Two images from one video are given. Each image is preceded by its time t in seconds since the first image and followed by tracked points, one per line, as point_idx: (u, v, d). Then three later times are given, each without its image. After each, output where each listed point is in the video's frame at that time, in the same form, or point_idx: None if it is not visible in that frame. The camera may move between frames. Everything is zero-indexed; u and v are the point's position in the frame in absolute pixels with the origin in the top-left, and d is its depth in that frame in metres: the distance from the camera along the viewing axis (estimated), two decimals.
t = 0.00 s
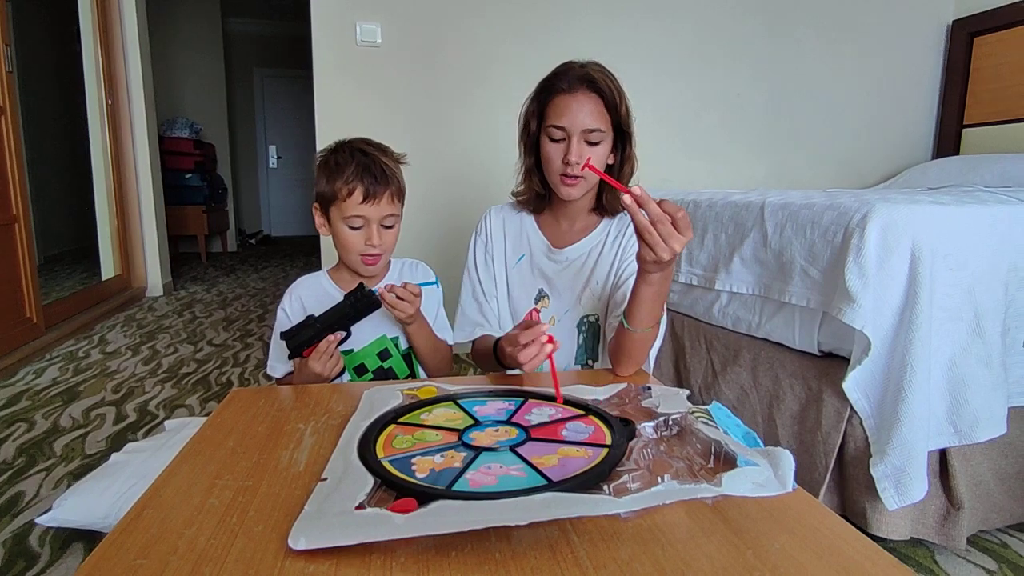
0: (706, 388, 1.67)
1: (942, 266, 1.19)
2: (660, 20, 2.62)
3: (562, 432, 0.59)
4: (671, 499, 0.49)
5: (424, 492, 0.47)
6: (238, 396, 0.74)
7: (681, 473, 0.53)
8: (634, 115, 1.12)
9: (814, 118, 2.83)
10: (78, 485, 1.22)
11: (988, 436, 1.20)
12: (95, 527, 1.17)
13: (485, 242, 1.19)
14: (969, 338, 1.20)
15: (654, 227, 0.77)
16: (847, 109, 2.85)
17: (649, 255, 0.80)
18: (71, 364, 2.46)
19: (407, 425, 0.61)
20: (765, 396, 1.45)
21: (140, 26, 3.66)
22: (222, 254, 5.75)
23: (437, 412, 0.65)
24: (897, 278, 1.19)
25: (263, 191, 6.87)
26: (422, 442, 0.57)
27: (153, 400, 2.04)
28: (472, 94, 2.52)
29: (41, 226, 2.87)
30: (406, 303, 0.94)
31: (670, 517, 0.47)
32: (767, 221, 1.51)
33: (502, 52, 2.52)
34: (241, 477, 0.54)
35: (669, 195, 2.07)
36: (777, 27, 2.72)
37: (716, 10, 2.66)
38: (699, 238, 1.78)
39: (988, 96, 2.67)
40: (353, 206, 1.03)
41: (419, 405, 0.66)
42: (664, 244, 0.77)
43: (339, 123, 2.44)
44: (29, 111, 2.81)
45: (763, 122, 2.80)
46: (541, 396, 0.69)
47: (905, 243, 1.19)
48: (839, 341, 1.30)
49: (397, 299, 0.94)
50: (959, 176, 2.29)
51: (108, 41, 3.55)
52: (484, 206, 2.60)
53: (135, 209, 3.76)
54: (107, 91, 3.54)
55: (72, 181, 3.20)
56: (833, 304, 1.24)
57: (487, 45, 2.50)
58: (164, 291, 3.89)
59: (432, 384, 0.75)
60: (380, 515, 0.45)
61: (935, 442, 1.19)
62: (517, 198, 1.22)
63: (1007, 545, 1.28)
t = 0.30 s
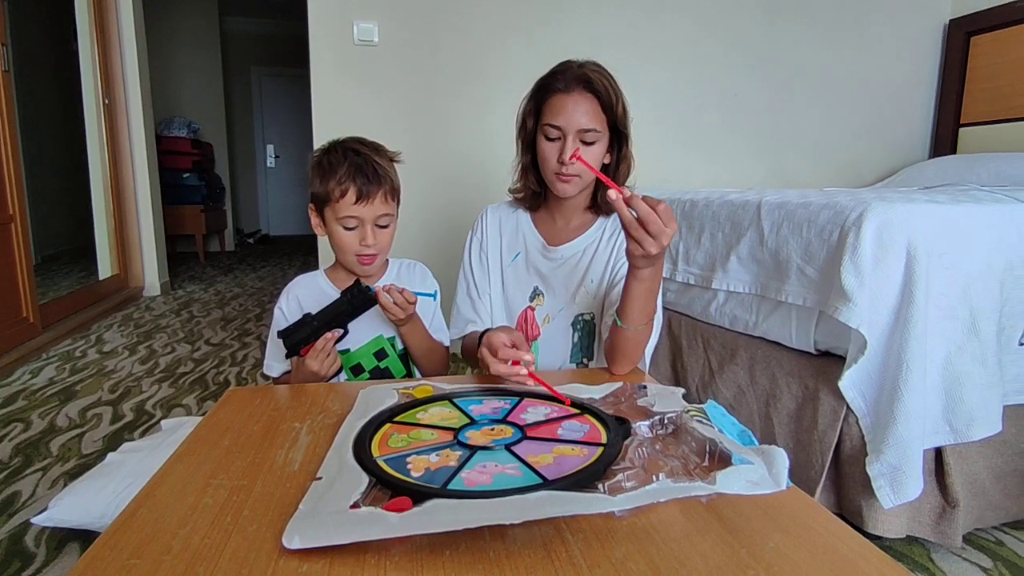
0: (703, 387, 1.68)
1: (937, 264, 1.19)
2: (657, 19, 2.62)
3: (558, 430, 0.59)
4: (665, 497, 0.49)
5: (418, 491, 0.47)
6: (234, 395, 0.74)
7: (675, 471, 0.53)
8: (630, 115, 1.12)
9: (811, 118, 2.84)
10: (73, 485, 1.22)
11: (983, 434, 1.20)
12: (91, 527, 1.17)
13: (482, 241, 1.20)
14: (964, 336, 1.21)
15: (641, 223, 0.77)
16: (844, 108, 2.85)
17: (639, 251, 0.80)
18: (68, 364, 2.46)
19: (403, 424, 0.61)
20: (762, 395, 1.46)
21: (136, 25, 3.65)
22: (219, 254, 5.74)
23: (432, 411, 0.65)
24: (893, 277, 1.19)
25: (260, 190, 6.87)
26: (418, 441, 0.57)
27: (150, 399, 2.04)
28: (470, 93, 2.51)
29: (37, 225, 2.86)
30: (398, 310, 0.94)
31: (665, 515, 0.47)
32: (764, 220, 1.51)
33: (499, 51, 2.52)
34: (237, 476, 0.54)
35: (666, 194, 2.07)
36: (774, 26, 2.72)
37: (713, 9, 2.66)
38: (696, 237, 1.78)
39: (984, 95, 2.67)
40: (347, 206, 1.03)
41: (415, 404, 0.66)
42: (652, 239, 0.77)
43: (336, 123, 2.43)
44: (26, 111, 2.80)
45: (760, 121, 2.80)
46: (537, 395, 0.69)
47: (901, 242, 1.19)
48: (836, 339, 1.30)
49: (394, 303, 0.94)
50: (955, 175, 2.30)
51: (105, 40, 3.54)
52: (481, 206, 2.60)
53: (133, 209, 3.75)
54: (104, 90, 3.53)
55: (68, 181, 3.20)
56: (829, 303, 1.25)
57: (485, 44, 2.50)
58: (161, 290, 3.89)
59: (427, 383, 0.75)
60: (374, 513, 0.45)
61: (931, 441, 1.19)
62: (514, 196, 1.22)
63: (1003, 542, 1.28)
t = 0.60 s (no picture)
0: (701, 386, 1.68)
1: (936, 264, 1.19)
2: (655, 19, 2.63)
3: (556, 430, 0.59)
4: (663, 496, 0.49)
5: (417, 490, 0.47)
6: (233, 395, 0.74)
7: (674, 470, 0.53)
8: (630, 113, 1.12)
9: (809, 117, 2.84)
10: (72, 485, 1.22)
11: (981, 433, 1.21)
12: (89, 527, 1.17)
13: (482, 241, 1.20)
14: (962, 335, 1.21)
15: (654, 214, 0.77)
16: (842, 108, 2.86)
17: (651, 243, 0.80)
18: (66, 364, 2.46)
19: (401, 423, 0.61)
20: (760, 394, 1.46)
21: (135, 25, 3.65)
22: (218, 253, 5.74)
23: (431, 411, 0.65)
24: (891, 275, 1.20)
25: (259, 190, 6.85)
26: (416, 441, 0.57)
27: (149, 399, 2.04)
28: (468, 92, 2.51)
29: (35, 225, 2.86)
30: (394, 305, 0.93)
31: (662, 514, 0.48)
32: (762, 219, 1.51)
33: (497, 50, 2.51)
34: (235, 476, 0.54)
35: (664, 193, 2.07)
36: (772, 26, 2.73)
37: (711, 8, 2.66)
38: (695, 236, 1.78)
39: (981, 95, 2.67)
40: (345, 207, 1.03)
41: (413, 404, 0.66)
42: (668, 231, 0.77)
43: (334, 122, 2.43)
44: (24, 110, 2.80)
45: (758, 120, 2.81)
46: (535, 395, 0.69)
47: (899, 241, 1.20)
48: (834, 338, 1.30)
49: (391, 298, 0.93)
50: (953, 174, 2.30)
51: (103, 39, 3.54)
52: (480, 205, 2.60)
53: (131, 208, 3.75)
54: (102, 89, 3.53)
55: (66, 180, 3.19)
56: (828, 302, 1.25)
57: (483, 43, 2.50)
58: (160, 290, 3.88)
59: (426, 383, 0.75)
60: (372, 513, 0.45)
61: (928, 439, 1.20)
62: (515, 195, 1.22)
63: (1000, 541, 1.29)
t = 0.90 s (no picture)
0: (700, 385, 1.68)
1: (934, 263, 1.19)
2: (654, 18, 2.63)
3: (555, 430, 0.59)
4: (662, 496, 0.49)
5: (416, 491, 0.47)
6: (232, 395, 0.74)
7: (673, 470, 0.53)
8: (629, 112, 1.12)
9: (808, 117, 2.84)
10: (71, 485, 1.22)
11: (979, 432, 1.21)
12: (88, 528, 1.17)
13: (480, 242, 1.21)
14: (960, 335, 1.21)
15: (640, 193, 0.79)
16: (841, 107, 2.86)
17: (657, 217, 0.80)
18: (65, 364, 2.46)
19: (401, 424, 0.61)
20: (759, 394, 1.46)
21: (133, 25, 3.64)
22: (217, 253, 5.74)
23: (430, 411, 0.65)
24: (889, 275, 1.20)
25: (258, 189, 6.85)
26: (415, 441, 0.57)
27: (148, 399, 2.04)
28: (467, 92, 2.51)
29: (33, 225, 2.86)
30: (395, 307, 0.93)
31: (662, 514, 0.48)
32: (760, 219, 1.52)
33: (496, 51, 2.51)
34: (236, 476, 0.54)
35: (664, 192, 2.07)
36: (771, 26, 2.73)
37: (709, 9, 2.66)
38: (694, 236, 1.78)
39: (980, 95, 2.68)
40: (343, 209, 1.03)
41: (413, 404, 0.66)
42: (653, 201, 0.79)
43: (333, 123, 2.43)
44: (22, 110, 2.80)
45: (757, 120, 2.81)
46: (535, 395, 0.69)
47: (898, 241, 1.20)
48: (833, 338, 1.31)
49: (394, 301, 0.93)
50: (951, 174, 2.30)
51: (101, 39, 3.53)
52: (479, 204, 2.60)
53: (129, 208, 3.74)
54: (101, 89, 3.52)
55: (64, 180, 3.19)
56: (826, 302, 1.25)
57: (482, 43, 2.50)
58: (159, 290, 3.88)
59: (425, 383, 0.75)
60: (372, 513, 0.45)
61: (927, 439, 1.20)
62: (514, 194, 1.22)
63: (998, 540, 1.29)
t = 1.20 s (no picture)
0: (699, 385, 1.68)
1: (933, 263, 1.20)
2: (653, 18, 2.63)
3: (554, 430, 0.59)
4: (661, 495, 0.49)
5: (415, 491, 0.47)
6: (232, 396, 0.74)
7: (671, 469, 0.54)
8: (622, 109, 1.11)
9: (807, 116, 2.85)
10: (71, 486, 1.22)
11: (977, 431, 1.21)
12: (88, 528, 1.17)
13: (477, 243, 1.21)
14: (959, 334, 1.21)
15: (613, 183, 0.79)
16: (839, 107, 2.86)
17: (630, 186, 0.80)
18: (65, 364, 2.46)
19: (400, 424, 0.62)
20: (758, 393, 1.46)
21: (132, 25, 3.64)
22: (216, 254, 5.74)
23: (430, 411, 0.65)
24: (888, 274, 1.20)
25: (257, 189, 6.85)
26: (415, 441, 0.57)
27: (147, 400, 2.04)
28: (466, 92, 2.52)
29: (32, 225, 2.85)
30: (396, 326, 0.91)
31: (661, 513, 0.48)
32: (759, 219, 1.52)
33: (495, 51, 2.51)
34: (236, 477, 0.54)
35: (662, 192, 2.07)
36: (770, 25, 2.73)
37: (708, 8, 2.66)
38: (693, 236, 1.78)
39: (978, 94, 2.68)
40: (342, 208, 1.03)
41: (412, 405, 0.66)
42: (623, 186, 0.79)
43: (333, 122, 2.43)
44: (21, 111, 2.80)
45: (756, 119, 2.81)
46: (534, 395, 0.69)
47: (896, 240, 1.20)
48: (831, 337, 1.31)
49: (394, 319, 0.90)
50: (950, 173, 2.31)
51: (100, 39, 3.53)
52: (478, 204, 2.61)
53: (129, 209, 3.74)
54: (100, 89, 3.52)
55: (63, 180, 3.18)
56: (825, 301, 1.25)
57: (481, 43, 2.50)
58: (158, 290, 3.88)
59: (425, 383, 0.75)
60: (372, 513, 0.45)
61: (926, 438, 1.20)
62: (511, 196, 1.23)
63: (996, 539, 1.29)
